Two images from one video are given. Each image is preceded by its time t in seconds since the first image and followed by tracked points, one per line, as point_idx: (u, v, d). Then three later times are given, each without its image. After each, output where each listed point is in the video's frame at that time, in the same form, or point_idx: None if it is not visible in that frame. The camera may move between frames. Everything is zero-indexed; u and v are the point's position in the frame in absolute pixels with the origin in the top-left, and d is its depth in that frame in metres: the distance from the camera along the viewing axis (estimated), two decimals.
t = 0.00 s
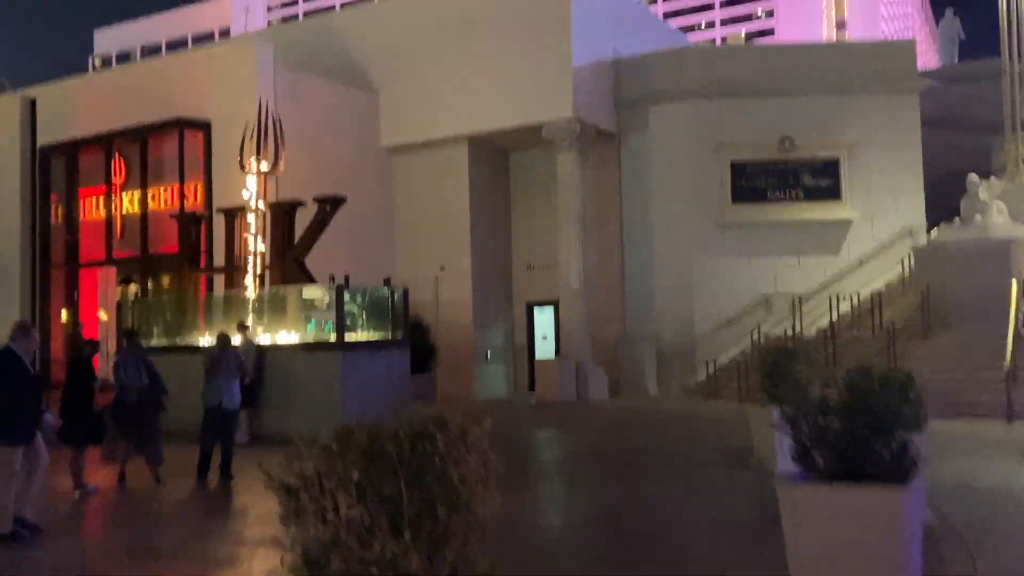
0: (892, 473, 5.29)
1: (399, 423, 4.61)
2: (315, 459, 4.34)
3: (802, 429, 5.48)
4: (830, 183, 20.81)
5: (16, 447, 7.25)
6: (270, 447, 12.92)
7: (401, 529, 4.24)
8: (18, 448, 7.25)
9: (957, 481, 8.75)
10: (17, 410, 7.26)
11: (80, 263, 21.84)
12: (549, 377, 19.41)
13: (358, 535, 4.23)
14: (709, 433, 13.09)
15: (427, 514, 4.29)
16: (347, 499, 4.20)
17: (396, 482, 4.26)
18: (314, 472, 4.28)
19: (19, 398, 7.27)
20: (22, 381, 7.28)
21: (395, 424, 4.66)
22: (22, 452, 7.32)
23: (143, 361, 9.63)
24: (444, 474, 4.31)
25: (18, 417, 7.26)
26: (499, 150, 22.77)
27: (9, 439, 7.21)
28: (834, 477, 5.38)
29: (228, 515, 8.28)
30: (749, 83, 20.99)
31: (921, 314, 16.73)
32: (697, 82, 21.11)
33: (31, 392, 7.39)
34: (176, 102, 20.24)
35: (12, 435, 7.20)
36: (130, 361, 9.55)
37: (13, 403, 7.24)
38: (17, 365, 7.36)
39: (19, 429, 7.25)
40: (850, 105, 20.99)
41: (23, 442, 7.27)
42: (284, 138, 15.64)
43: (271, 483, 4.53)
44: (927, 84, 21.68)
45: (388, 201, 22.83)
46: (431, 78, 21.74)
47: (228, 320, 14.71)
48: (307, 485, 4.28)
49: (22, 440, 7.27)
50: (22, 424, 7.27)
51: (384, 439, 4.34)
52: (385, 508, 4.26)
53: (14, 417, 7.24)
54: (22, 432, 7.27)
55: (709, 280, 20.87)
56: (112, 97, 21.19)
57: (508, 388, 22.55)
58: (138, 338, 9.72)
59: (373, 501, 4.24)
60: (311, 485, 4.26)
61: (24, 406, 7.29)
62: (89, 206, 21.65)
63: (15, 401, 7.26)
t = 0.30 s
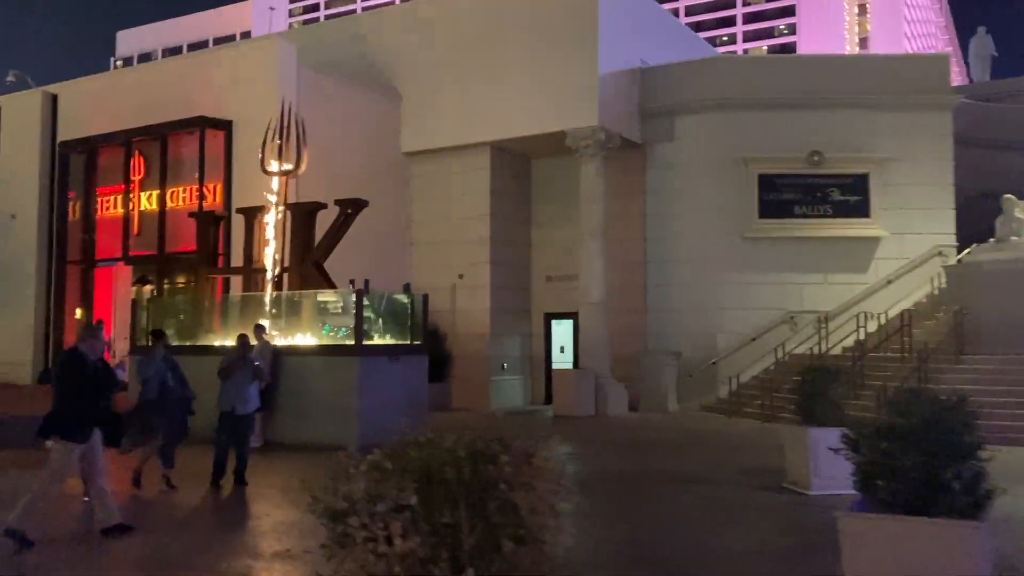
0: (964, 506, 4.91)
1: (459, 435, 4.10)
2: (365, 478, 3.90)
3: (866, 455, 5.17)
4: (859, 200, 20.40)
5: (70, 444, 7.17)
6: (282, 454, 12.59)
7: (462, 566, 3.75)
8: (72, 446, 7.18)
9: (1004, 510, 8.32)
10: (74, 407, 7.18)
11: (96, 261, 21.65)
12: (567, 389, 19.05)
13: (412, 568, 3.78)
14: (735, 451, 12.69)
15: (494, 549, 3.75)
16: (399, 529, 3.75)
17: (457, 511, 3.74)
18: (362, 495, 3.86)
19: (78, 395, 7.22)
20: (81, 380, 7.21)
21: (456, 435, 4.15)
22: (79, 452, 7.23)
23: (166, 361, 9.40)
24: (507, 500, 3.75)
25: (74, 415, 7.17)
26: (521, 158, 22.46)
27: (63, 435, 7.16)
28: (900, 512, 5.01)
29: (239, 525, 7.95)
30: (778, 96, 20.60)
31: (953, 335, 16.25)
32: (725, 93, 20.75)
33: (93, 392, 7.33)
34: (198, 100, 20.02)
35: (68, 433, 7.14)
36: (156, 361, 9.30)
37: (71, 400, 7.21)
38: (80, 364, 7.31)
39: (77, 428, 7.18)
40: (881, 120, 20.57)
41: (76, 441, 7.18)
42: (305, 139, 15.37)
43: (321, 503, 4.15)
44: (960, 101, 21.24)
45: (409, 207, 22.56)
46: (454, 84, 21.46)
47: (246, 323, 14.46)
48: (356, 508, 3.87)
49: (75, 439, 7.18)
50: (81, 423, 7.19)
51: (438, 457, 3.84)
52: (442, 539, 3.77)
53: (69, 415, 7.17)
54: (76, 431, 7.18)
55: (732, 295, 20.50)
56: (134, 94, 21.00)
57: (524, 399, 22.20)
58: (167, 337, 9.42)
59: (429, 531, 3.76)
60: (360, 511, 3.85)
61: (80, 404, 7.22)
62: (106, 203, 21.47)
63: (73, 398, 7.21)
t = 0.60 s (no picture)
0: None
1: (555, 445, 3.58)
2: (444, 494, 3.38)
3: (951, 469, 4.95)
4: (892, 204, 20.00)
5: (162, 438, 7.22)
6: (309, 458, 12.43)
7: None
8: (166, 439, 7.22)
9: None
10: (160, 401, 7.20)
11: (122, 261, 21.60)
12: (594, 395, 18.80)
13: None
14: (770, 460, 12.39)
15: None
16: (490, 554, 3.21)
17: (552, 532, 3.25)
18: (444, 513, 3.33)
19: (161, 390, 7.23)
20: (162, 374, 7.18)
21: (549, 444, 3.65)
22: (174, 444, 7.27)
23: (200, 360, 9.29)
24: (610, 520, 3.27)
25: (161, 409, 7.20)
26: (547, 160, 22.24)
27: (154, 430, 7.19)
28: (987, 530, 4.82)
29: (268, 533, 7.75)
30: (810, 98, 20.29)
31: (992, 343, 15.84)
32: (756, 95, 20.43)
33: (174, 384, 7.34)
34: (224, 101, 19.98)
35: (159, 427, 7.17)
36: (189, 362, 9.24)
37: (154, 395, 7.20)
38: (158, 358, 7.32)
39: (165, 423, 7.22)
40: (915, 123, 20.19)
41: (167, 433, 7.21)
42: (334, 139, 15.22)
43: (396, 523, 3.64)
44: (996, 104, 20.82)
45: (434, 209, 22.41)
46: (481, 85, 21.29)
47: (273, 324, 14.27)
48: (438, 528, 3.35)
49: (166, 432, 7.21)
50: (169, 418, 7.23)
51: (533, 470, 3.33)
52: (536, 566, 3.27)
53: (157, 410, 7.19)
54: (166, 424, 7.21)
55: (762, 300, 20.17)
56: (161, 95, 20.98)
57: (549, 404, 21.97)
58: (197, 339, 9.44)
59: (520, 556, 3.25)
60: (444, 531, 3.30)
61: (165, 398, 7.24)
62: (132, 204, 21.39)
63: (158, 393, 7.23)
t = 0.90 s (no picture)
0: None
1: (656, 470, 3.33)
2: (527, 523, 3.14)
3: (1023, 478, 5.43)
4: (906, 198, 19.67)
5: (223, 443, 7.11)
6: (316, 457, 12.09)
7: None
8: (228, 445, 7.12)
9: None
10: (219, 404, 7.16)
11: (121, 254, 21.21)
12: (603, 391, 18.45)
13: None
14: (789, 459, 12.06)
15: None
16: None
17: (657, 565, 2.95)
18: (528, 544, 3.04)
19: (218, 394, 7.20)
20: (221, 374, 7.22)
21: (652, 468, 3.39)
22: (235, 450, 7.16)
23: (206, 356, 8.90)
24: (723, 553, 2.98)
25: (220, 413, 7.14)
26: (554, 152, 21.89)
27: (216, 435, 7.11)
28: None
29: (279, 537, 7.43)
30: (823, 90, 19.94)
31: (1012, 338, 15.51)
32: (768, 86, 20.09)
33: (231, 388, 7.32)
34: (226, 92, 19.63)
35: (221, 431, 7.10)
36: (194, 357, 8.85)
37: (215, 398, 7.17)
38: (217, 359, 7.33)
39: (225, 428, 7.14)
40: (929, 115, 19.84)
41: (227, 437, 7.13)
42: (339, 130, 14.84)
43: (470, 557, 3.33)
44: (1011, 95, 20.46)
45: (439, 203, 22.07)
46: (487, 76, 20.92)
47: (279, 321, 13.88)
48: (519, 561, 3.03)
49: (225, 437, 7.12)
50: (228, 422, 7.18)
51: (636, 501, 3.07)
52: None
53: (216, 414, 7.13)
54: (225, 429, 7.14)
55: (773, 295, 19.84)
56: (161, 87, 20.62)
57: (556, 401, 21.62)
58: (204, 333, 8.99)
59: None
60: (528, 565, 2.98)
61: (222, 402, 7.19)
62: (131, 197, 21.01)
63: (215, 397, 7.18)
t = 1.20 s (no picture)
0: None
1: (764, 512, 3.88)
2: None
3: None
4: (895, 196, 19.58)
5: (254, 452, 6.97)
6: (307, 471, 11.76)
7: None
8: (256, 456, 6.97)
9: None
10: (257, 413, 6.97)
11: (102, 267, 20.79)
12: (595, 397, 18.23)
13: None
14: (791, 463, 11.86)
15: None
16: None
17: None
18: None
19: (256, 401, 6.99)
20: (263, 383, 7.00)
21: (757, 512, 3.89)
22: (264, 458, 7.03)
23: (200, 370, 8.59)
24: None
25: (256, 422, 6.95)
26: (541, 156, 21.67)
27: (247, 443, 6.94)
28: None
29: (275, 557, 7.14)
30: (810, 90, 19.85)
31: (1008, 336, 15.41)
32: (755, 87, 19.97)
33: (271, 395, 7.11)
34: (207, 100, 19.29)
35: (253, 441, 6.92)
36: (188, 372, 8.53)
37: (251, 407, 6.95)
38: (258, 366, 7.08)
39: (257, 438, 6.95)
40: (917, 113, 19.77)
41: (259, 447, 6.98)
42: (324, 135, 14.54)
43: None
44: (997, 92, 20.43)
45: (425, 209, 21.80)
46: (472, 81, 20.68)
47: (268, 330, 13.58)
48: None
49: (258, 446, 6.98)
50: (261, 432, 6.97)
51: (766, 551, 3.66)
52: None
53: (251, 420, 6.94)
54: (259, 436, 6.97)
55: (764, 296, 19.71)
56: (140, 96, 20.26)
57: (547, 407, 21.38)
58: (196, 346, 8.66)
59: None
60: None
61: (259, 408, 6.99)
62: (111, 208, 20.61)
63: (253, 403, 6.98)
